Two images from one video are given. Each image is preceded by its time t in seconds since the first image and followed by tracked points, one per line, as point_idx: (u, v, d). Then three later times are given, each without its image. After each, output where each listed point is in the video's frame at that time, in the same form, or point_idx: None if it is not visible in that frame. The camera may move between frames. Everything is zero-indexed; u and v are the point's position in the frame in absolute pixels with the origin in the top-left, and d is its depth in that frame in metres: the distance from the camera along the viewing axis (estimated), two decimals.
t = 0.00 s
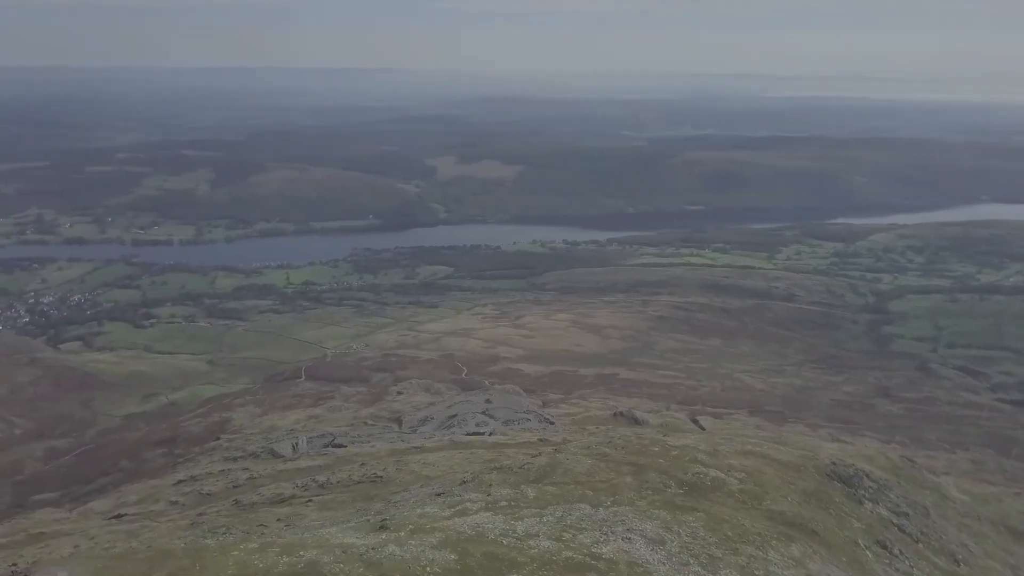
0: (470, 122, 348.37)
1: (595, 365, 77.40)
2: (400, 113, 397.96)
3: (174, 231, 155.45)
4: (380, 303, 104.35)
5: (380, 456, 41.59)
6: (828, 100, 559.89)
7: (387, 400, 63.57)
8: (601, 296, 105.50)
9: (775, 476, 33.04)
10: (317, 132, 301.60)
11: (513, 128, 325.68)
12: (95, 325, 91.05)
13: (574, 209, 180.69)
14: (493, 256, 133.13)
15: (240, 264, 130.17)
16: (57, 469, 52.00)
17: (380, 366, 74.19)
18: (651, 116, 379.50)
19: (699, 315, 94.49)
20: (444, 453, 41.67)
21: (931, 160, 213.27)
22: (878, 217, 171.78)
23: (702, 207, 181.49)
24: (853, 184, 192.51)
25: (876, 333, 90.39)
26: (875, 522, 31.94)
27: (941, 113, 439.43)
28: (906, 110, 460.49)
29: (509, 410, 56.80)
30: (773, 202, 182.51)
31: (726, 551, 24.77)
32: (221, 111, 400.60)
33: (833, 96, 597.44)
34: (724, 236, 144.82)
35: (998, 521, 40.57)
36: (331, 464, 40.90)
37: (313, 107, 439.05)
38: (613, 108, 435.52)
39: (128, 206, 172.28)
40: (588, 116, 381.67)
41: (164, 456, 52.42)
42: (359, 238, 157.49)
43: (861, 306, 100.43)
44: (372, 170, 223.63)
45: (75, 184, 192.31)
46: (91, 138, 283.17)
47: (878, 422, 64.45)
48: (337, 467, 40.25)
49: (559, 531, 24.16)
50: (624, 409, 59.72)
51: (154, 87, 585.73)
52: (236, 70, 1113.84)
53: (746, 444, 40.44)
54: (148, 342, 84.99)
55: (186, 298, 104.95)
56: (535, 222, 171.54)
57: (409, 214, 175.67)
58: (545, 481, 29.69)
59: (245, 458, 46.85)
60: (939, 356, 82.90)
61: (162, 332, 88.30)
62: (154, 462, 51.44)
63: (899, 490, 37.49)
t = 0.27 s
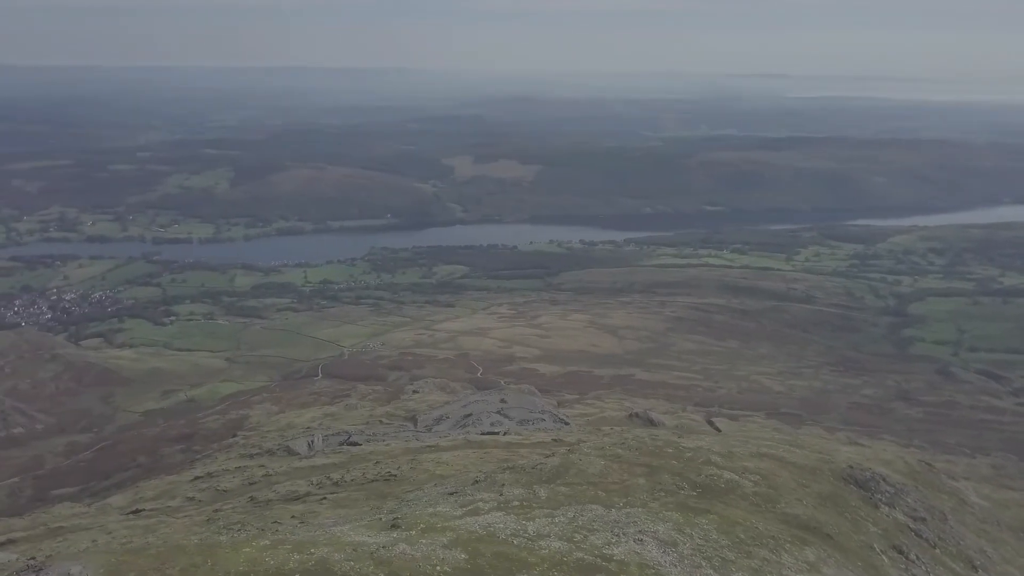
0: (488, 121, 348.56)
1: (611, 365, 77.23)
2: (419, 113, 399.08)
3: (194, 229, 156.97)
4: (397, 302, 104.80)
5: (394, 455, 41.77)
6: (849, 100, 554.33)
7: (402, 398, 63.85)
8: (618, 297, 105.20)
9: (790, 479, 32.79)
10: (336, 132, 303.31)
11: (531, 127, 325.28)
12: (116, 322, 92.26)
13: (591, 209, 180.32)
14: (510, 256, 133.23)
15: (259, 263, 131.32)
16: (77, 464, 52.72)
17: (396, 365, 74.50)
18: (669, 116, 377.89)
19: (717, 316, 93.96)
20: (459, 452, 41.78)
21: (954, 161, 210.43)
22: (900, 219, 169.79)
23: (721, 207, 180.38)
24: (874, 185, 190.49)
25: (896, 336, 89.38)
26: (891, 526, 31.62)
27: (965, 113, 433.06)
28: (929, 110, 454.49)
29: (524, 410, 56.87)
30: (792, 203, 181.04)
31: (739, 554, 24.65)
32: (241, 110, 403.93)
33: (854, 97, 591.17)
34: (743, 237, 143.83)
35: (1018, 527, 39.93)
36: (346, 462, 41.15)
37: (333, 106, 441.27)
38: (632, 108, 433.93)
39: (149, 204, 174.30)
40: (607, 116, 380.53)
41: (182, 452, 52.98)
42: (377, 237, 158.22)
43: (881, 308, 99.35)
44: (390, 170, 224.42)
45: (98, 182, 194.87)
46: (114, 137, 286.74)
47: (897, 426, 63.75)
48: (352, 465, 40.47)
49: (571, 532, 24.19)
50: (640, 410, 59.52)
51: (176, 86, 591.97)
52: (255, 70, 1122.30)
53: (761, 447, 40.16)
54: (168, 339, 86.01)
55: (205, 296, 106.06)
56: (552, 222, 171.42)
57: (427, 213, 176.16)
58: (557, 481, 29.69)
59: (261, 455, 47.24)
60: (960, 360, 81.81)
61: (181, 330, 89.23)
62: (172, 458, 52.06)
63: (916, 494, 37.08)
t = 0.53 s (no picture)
0: (507, 121, 348.79)
1: (629, 366, 76.97)
2: (439, 113, 400.21)
3: (215, 227, 158.62)
4: (415, 302, 105.20)
5: (410, 453, 41.97)
6: (871, 101, 548.07)
7: (419, 397, 64.10)
8: (636, 297, 104.83)
9: (807, 483, 32.52)
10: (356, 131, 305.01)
11: (550, 127, 324.92)
12: (138, 319, 93.52)
13: (610, 209, 179.82)
14: (528, 255, 133.27)
15: (279, 261, 132.45)
16: (99, 459, 53.51)
17: (413, 364, 74.81)
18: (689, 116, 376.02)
19: (736, 318, 93.30)
20: (474, 451, 41.88)
21: (979, 162, 207.30)
22: (923, 220, 167.49)
23: (741, 208, 179.09)
24: (897, 186, 188.13)
25: (917, 339, 88.24)
26: (909, 531, 31.23)
27: (992, 114, 426.06)
28: (954, 111, 447.91)
29: (540, 410, 56.87)
30: (813, 204, 179.29)
31: (753, 557, 24.51)
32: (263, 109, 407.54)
33: (877, 98, 584.42)
34: (763, 238, 142.72)
35: None
36: (362, 460, 41.43)
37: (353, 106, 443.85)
38: (652, 108, 432.01)
39: (171, 203, 176.40)
40: (626, 116, 379.30)
41: (201, 448, 53.62)
42: (395, 236, 158.92)
43: (902, 311, 98.10)
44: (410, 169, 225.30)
45: (122, 181, 197.49)
46: (137, 136, 290.43)
47: (918, 430, 62.94)
48: (367, 463, 40.69)
49: (583, 533, 24.18)
50: (657, 412, 59.27)
51: (200, 86, 598.94)
52: (278, 70, 1131.33)
53: (778, 449, 39.87)
54: (189, 336, 87.02)
55: (225, 294, 107.15)
56: (571, 222, 171.22)
57: (445, 213, 176.65)
58: (571, 482, 29.67)
59: (278, 453, 47.67)
60: (983, 363, 80.57)
61: (202, 327, 90.20)
62: (191, 454, 52.68)
63: (935, 500, 36.60)
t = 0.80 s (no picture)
0: (526, 121, 348.89)
1: (647, 367, 76.67)
2: (458, 112, 401.15)
3: (236, 226, 160.26)
4: (433, 301, 105.58)
5: (426, 452, 42.15)
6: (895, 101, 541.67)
7: (436, 396, 64.33)
8: (654, 298, 104.43)
9: (824, 487, 32.24)
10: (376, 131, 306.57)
11: (570, 127, 324.60)
12: (159, 316, 94.74)
13: (629, 209, 179.26)
14: (546, 255, 133.26)
15: (298, 260, 133.52)
16: (120, 454, 54.25)
17: (431, 363, 75.07)
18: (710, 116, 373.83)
19: (755, 319, 92.61)
20: (489, 450, 41.97)
21: (1005, 163, 204.06)
22: (946, 222, 165.28)
23: (761, 208, 177.78)
24: (921, 187, 185.83)
25: (940, 342, 87.09)
26: (928, 537, 30.84)
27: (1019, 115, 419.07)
28: (980, 112, 441.17)
29: (557, 410, 56.86)
30: (835, 205, 177.59)
31: (768, 561, 24.36)
32: (284, 109, 410.79)
33: (901, 98, 577.56)
34: (783, 239, 141.57)
35: None
36: (378, 458, 41.70)
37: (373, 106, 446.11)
38: (672, 108, 429.96)
39: (193, 201, 178.44)
40: (646, 116, 377.91)
41: (220, 445, 54.21)
42: (414, 236, 159.62)
43: (924, 313, 96.88)
44: (429, 169, 226.11)
45: (145, 179, 200.00)
46: (160, 135, 293.88)
47: (939, 434, 62.11)
48: (383, 461, 40.95)
49: (596, 534, 24.19)
50: (675, 413, 59.00)
51: (223, 86, 604.96)
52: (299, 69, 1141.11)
53: (796, 452, 39.50)
54: (209, 333, 87.99)
55: (246, 292, 108.22)
56: (590, 222, 170.95)
57: (464, 212, 177.11)
58: (586, 483, 29.65)
59: (296, 450, 48.10)
60: (1007, 367, 79.34)
61: (222, 325, 91.19)
62: (211, 450, 53.29)
63: (955, 505, 36.09)
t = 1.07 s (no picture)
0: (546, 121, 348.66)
1: (665, 369, 76.33)
2: (478, 112, 401.89)
3: (257, 225, 161.81)
4: (451, 300, 105.89)
5: (442, 451, 42.29)
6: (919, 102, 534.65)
7: (453, 395, 64.52)
8: (673, 299, 103.95)
9: (841, 491, 31.90)
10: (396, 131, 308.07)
11: (590, 127, 323.99)
12: (181, 314, 95.93)
13: (649, 210, 178.58)
14: (565, 255, 133.11)
15: (318, 259, 134.53)
16: (141, 450, 54.98)
17: (449, 362, 75.31)
18: (731, 116, 371.27)
19: (774, 321, 91.87)
20: (505, 450, 42.04)
21: None
22: (971, 224, 162.72)
23: (782, 210, 176.29)
24: (945, 189, 183.17)
25: (963, 346, 85.78)
26: (947, 543, 30.40)
27: None
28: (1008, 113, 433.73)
29: (574, 411, 56.78)
30: (857, 206, 175.57)
31: (783, 565, 24.15)
32: (305, 109, 413.93)
33: (926, 99, 569.55)
34: (805, 240, 140.26)
35: None
36: (395, 456, 41.92)
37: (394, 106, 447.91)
38: (693, 109, 427.50)
39: (215, 200, 180.38)
40: (666, 117, 376.17)
41: (239, 442, 54.77)
42: (433, 235, 160.16)
43: (948, 317, 95.49)
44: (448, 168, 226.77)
45: (168, 178, 202.48)
46: (183, 134, 297.30)
47: (962, 438, 61.20)
48: (400, 460, 41.20)
49: (609, 535, 24.18)
50: (693, 415, 58.68)
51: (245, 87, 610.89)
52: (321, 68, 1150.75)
53: (814, 456, 39.08)
54: (230, 331, 88.93)
55: (266, 290, 109.24)
56: (609, 222, 170.51)
57: (483, 212, 177.47)
58: (600, 483, 29.63)
59: (314, 448, 48.49)
60: None
61: (242, 322, 92.11)
62: (230, 447, 53.86)
63: (976, 511, 35.53)
